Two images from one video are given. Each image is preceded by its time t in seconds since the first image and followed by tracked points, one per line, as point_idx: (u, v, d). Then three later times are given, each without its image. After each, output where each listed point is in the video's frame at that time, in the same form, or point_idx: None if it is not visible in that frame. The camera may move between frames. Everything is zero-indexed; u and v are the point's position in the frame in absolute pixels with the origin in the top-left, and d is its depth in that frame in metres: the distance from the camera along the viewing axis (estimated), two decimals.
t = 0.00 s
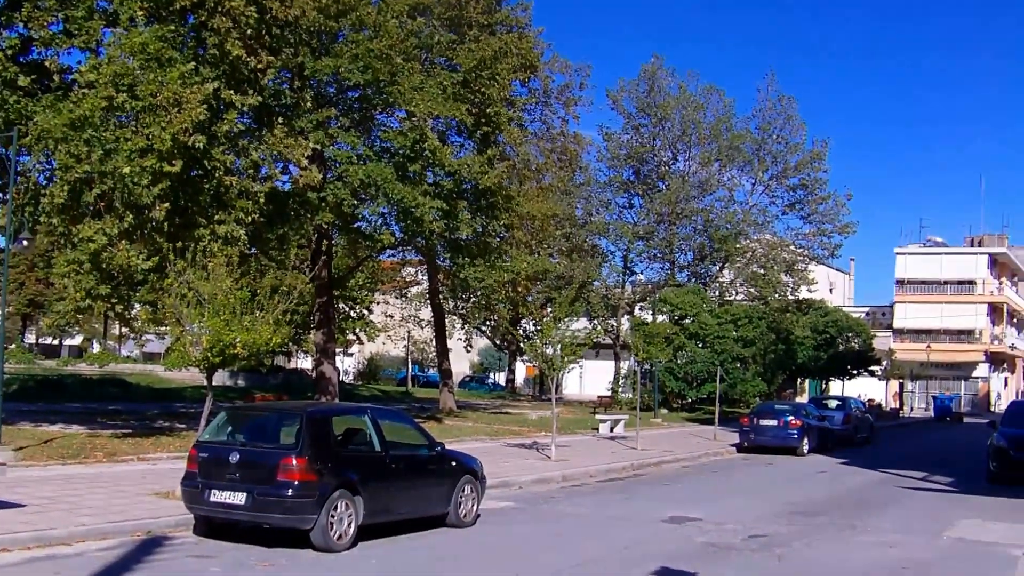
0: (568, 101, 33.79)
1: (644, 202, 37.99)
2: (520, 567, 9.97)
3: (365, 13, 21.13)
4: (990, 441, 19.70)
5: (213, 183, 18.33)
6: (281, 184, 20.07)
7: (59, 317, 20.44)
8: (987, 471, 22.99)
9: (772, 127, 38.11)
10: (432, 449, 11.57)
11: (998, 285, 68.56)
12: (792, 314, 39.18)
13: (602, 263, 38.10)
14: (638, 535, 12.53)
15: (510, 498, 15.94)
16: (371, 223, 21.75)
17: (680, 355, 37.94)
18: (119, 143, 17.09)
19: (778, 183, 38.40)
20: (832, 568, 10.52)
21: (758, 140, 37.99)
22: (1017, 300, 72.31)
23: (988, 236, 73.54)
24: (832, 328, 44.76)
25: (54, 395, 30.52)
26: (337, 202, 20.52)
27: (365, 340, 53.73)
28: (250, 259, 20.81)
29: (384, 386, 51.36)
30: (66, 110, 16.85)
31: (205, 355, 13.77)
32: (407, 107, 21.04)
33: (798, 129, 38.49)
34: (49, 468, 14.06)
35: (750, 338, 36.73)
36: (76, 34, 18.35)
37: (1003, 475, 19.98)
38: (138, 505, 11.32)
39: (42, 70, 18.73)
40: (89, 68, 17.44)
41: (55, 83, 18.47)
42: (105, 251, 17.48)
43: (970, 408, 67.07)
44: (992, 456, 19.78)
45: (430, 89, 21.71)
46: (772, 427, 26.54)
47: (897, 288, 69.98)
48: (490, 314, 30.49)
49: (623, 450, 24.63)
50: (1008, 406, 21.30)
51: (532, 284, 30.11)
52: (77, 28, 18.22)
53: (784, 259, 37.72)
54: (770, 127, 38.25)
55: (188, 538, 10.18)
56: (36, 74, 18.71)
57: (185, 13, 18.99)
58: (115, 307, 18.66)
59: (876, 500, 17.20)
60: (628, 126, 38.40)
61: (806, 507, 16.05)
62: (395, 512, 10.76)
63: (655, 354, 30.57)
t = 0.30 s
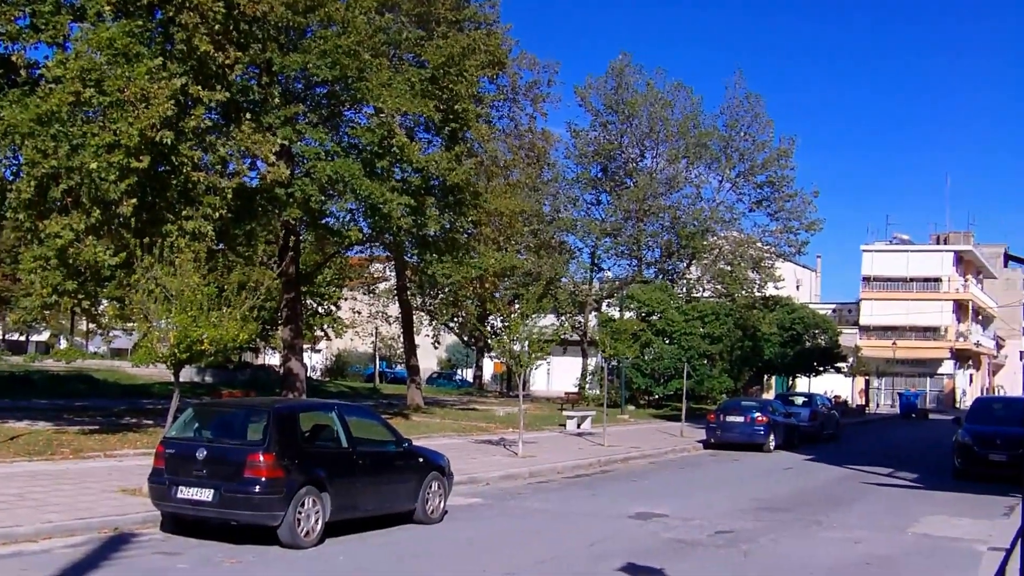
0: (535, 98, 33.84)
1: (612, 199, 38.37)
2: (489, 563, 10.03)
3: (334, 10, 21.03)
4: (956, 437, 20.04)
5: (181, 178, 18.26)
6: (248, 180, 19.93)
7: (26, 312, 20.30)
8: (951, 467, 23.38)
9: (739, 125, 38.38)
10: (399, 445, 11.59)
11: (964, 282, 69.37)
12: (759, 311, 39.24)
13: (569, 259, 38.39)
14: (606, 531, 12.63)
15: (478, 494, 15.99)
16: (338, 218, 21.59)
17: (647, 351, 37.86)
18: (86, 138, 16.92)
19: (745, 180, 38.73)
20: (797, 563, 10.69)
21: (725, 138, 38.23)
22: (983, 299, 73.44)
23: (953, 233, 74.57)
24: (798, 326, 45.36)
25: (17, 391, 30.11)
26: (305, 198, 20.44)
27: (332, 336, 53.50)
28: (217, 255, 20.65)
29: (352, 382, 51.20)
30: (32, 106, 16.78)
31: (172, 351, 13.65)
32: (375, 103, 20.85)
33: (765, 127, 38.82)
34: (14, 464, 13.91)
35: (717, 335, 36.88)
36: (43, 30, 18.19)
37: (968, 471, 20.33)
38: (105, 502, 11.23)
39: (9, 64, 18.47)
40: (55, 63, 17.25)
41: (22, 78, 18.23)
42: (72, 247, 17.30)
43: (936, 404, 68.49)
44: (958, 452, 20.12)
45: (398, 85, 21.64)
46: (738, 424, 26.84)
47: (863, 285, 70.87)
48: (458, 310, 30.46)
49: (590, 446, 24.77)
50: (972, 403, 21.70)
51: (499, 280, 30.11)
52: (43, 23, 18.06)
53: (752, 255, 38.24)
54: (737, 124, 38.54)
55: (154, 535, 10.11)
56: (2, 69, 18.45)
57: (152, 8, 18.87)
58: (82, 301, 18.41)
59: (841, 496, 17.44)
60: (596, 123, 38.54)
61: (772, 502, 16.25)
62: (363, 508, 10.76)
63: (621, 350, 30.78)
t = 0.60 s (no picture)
0: (504, 95, 33.87)
1: (579, 195, 38.42)
2: (459, 558, 10.08)
3: (301, 6, 20.92)
4: (922, 433, 20.42)
5: (147, 174, 18.06)
6: (216, 176, 19.81)
7: None
8: (916, 462, 23.72)
9: (707, 122, 38.59)
10: (367, 441, 11.61)
11: (930, 279, 70.08)
12: (726, 307, 39.04)
13: (537, 256, 38.47)
14: (574, 526, 12.73)
15: (446, 490, 16.04)
16: (307, 215, 21.86)
17: (614, 348, 38.67)
18: (52, 133, 16.73)
19: (712, 177, 39.05)
20: (765, 559, 10.84)
21: (693, 135, 38.42)
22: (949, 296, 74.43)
23: (920, 231, 75.53)
24: (766, 322, 45.79)
25: None
26: (273, 195, 20.27)
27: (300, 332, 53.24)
28: (184, 251, 20.50)
29: (320, 378, 50.99)
30: None
31: (140, 347, 13.63)
32: (343, 99, 20.76)
33: (732, 124, 39.07)
34: None
35: (684, 332, 37.57)
36: (8, 23, 17.94)
37: (934, 466, 20.69)
38: (72, 498, 11.15)
39: None
40: (21, 58, 17.05)
41: None
42: (39, 243, 17.12)
43: (902, 400, 69.49)
44: (924, 447, 20.50)
45: (367, 82, 21.56)
46: (705, 420, 27.08)
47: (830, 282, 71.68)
48: (426, 307, 30.42)
49: (557, 443, 24.89)
50: (937, 399, 22.03)
51: (467, 276, 30.09)
52: (9, 17, 17.81)
53: (720, 253, 38.14)
54: (705, 121, 38.75)
55: (121, 531, 10.06)
56: None
57: (120, 3, 18.81)
58: (49, 298, 18.51)
59: (807, 491, 17.68)
60: (564, 120, 38.63)
61: (738, 498, 16.43)
62: (330, 504, 10.76)
63: (589, 347, 30.96)
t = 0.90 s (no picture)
0: (473, 91, 33.87)
1: (548, 192, 38.52)
2: (430, 555, 10.13)
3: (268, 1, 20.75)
4: (888, 428, 20.69)
5: (115, 170, 17.74)
6: (184, 172, 19.65)
7: None
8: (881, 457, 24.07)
9: (675, 119, 38.83)
10: (335, 437, 11.61)
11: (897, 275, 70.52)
12: (694, 303, 39.36)
13: (506, 253, 38.47)
14: (542, 522, 12.81)
15: (414, 486, 16.07)
16: (275, 211, 21.61)
17: (583, 344, 38.84)
18: (18, 129, 16.47)
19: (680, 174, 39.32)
20: (733, 554, 10.99)
21: (661, 132, 38.68)
22: (915, 292, 75.33)
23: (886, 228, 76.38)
24: (733, 319, 46.15)
25: None
26: (242, 190, 20.18)
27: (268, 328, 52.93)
28: (153, 247, 20.35)
29: (288, 374, 50.72)
30: None
31: (107, 343, 13.54)
32: (312, 95, 20.80)
33: (699, 122, 39.35)
34: None
35: (652, 327, 37.82)
36: None
37: (899, 461, 21.04)
38: (38, 495, 11.08)
39: None
40: None
41: None
42: (4, 238, 16.89)
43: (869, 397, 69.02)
44: (890, 443, 20.75)
45: (335, 78, 21.51)
46: (673, 416, 27.23)
47: (796, 279, 72.45)
48: (393, 303, 30.27)
49: (525, 438, 24.99)
50: (904, 394, 22.38)
51: (435, 273, 30.05)
52: None
53: (687, 249, 38.66)
54: (673, 118, 39.01)
55: (89, 528, 10.01)
56: None
57: None
58: (15, 295, 18.14)
59: (773, 486, 17.90)
60: (533, 117, 38.68)
61: (705, 493, 16.62)
62: (298, 500, 10.75)
63: (557, 343, 31.11)
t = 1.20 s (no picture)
0: (441, 88, 33.79)
1: (516, 189, 38.55)
2: (400, 552, 10.14)
3: None
4: (856, 425, 21.06)
5: (82, 166, 17.63)
6: (151, 168, 19.50)
7: None
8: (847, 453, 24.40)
9: (643, 116, 39.03)
10: (303, 434, 11.58)
11: (863, 273, 71.29)
12: (662, 301, 39.60)
13: (474, 250, 38.47)
14: (512, 519, 12.86)
15: (382, 483, 16.07)
16: (243, 208, 21.58)
17: (551, 340, 39.06)
18: None
19: (648, 171, 39.56)
20: (700, 550, 11.11)
21: (629, 129, 38.87)
22: (881, 290, 76.18)
23: (852, 226, 77.22)
24: (700, 315, 46.41)
25: None
26: (209, 186, 20.00)
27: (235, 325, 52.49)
28: (120, 243, 20.18)
29: (255, 371, 50.33)
30: None
31: (73, 340, 13.34)
32: (281, 91, 20.62)
33: (667, 119, 39.58)
34: None
35: (620, 324, 38.56)
36: None
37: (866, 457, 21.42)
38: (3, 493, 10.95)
39: None
40: None
41: None
42: None
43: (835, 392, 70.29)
44: (857, 439, 21.14)
45: (304, 74, 21.40)
46: (641, 413, 27.45)
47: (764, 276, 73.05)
48: (361, 299, 30.15)
49: (494, 435, 25.02)
50: (870, 391, 22.75)
51: (404, 269, 29.96)
52: None
53: (654, 247, 38.52)
54: (641, 116, 39.22)
55: (54, 527, 9.92)
56: None
57: None
58: None
59: (740, 483, 18.08)
60: (501, 114, 38.70)
61: (673, 490, 16.75)
62: (266, 498, 10.72)
63: (526, 340, 31.21)
